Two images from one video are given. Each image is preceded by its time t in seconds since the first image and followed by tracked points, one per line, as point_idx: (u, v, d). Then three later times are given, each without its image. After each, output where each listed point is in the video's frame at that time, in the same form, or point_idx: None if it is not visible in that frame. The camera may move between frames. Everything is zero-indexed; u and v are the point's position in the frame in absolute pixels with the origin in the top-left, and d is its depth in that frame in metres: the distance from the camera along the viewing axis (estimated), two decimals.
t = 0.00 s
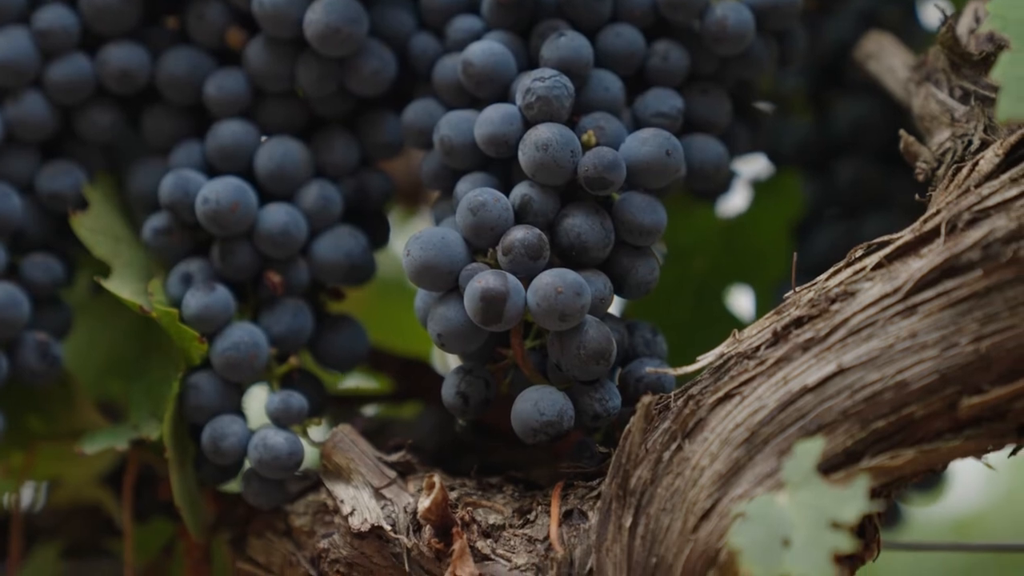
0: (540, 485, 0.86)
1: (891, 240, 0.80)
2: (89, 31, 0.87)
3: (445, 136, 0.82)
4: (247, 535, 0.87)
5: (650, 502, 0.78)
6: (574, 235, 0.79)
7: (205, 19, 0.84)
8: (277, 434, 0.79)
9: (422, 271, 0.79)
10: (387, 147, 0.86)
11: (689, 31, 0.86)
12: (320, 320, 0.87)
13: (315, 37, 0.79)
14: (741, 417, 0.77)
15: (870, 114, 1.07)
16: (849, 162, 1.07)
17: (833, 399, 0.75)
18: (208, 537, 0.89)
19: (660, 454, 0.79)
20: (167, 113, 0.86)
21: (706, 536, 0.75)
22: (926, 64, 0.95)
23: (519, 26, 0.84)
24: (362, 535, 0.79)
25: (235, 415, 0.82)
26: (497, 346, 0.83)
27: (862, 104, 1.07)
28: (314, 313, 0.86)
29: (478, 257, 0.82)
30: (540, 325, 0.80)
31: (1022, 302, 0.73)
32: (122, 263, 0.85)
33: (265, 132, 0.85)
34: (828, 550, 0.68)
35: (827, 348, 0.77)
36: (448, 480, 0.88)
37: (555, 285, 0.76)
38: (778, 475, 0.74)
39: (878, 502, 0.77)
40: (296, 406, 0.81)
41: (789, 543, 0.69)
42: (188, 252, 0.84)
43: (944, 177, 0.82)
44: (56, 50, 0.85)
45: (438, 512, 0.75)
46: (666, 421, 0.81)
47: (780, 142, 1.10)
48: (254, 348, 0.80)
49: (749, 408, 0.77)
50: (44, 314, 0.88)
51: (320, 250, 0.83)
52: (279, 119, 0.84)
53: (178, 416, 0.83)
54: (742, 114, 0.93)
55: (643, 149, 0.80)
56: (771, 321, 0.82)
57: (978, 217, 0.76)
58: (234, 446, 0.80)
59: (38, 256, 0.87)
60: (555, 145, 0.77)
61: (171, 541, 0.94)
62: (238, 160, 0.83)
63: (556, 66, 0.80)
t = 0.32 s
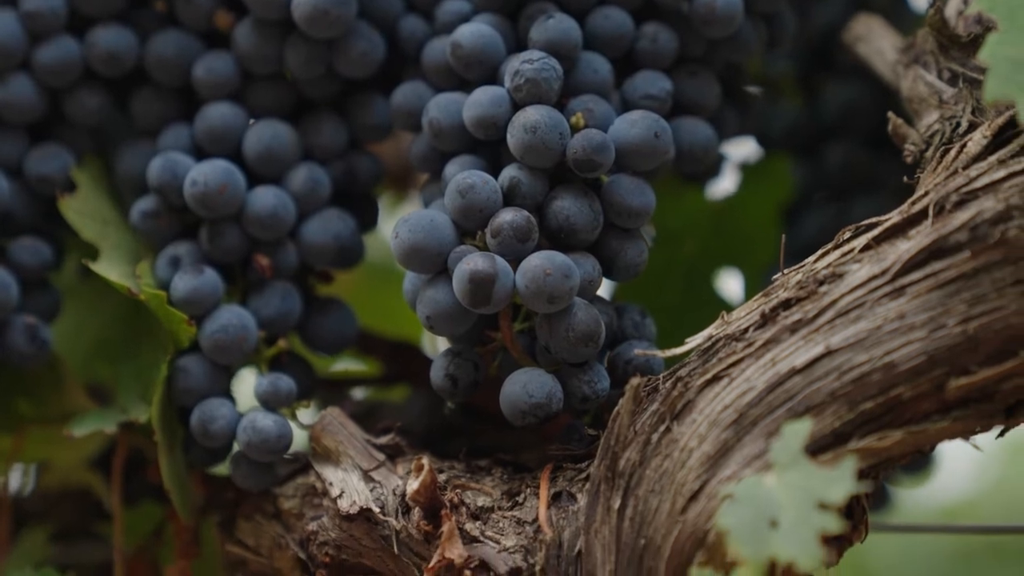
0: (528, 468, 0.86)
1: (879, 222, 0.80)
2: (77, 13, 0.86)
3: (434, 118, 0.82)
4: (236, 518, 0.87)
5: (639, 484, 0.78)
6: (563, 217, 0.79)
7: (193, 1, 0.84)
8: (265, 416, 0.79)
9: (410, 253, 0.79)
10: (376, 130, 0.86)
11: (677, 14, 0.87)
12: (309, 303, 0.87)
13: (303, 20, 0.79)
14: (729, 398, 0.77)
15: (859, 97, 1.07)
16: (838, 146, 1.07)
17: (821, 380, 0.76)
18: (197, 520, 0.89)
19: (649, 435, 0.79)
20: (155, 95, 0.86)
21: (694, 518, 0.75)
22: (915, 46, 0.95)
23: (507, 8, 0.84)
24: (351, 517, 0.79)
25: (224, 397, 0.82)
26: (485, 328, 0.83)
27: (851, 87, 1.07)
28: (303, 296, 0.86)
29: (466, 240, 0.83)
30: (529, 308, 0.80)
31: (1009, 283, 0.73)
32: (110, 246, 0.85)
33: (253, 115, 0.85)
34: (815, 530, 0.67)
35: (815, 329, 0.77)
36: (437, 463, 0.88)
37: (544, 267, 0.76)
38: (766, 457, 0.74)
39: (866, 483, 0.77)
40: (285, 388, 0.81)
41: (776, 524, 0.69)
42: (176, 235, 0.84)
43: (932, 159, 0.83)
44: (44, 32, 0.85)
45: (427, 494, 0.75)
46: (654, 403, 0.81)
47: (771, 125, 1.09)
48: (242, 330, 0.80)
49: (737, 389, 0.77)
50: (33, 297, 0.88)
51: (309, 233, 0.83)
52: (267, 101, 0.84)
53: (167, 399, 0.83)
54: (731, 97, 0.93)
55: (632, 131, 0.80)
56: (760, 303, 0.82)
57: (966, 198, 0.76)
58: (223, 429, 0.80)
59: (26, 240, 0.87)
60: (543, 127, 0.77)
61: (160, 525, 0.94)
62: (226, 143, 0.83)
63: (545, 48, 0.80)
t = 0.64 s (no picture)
0: (517, 450, 0.86)
1: (868, 204, 0.80)
2: None
3: (422, 100, 0.82)
4: (225, 501, 0.87)
5: (627, 466, 0.78)
6: (551, 199, 0.79)
7: None
8: (254, 399, 0.79)
9: (399, 236, 0.79)
10: (364, 112, 0.86)
11: None
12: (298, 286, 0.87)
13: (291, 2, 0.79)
14: (717, 380, 0.77)
15: (848, 80, 1.07)
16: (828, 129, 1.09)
17: (809, 362, 0.76)
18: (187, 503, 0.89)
19: (637, 417, 0.79)
20: (144, 78, 0.85)
21: (683, 500, 0.75)
22: (904, 28, 0.95)
23: None
24: (340, 499, 0.79)
25: (213, 380, 0.82)
26: (474, 311, 0.83)
27: (840, 71, 1.07)
28: (292, 279, 0.86)
29: (455, 223, 0.83)
30: (518, 290, 0.80)
31: (997, 264, 0.74)
32: (98, 229, 0.85)
33: (242, 98, 0.85)
34: (802, 511, 0.68)
35: (803, 311, 0.77)
36: (426, 445, 0.88)
37: (532, 249, 0.76)
38: (754, 438, 0.74)
39: (854, 464, 0.77)
40: (273, 371, 0.81)
41: (764, 506, 0.69)
42: (165, 218, 0.84)
43: (920, 141, 0.83)
44: (31, 15, 0.85)
45: (416, 476, 0.76)
46: (643, 385, 0.81)
47: (759, 108, 1.12)
48: (231, 314, 0.80)
49: (725, 371, 0.78)
50: (21, 279, 0.88)
51: (297, 215, 0.83)
52: (256, 84, 0.84)
53: (155, 382, 0.83)
54: (720, 80, 0.93)
55: (620, 114, 0.80)
56: (748, 285, 0.82)
57: (954, 179, 0.76)
58: (212, 412, 0.80)
59: (15, 222, 0.87)
60: (532, 110, 0.77)
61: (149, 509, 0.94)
62: (214, 125, 0.82)
63: (533, 30, 0.80)
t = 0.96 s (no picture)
0: (506, 433, 0.86)
1: (856, 185, 0.80)
2: None
3: (411, 82, 0.82)
4: (215, 483, 0.87)
5: (616, 447, 0.78)
6: (540, 180, 0.80)
7: None
8: (243, 381, 0.79)
9: (388, 218, 0.79)
10: (354, 94, 0.86)
11: None
12: (287, 268, 0.87)
13: None
14: (706, 361, 0.78)
15: (837, 63, 1.06)
16: (815, 113, 1.08)
17: (797, 343, 0.76)
18: (176, 486, 0.89)
19: (626, 399, 0.79)
20: (133, 60, 0.85)
21: (672, 480, 0.75)
22: (892, 10, 0.95)
23: None
24: (330, 481, 0.79)
25: (203, 362, 0.82)
26: (464, 293, 0.83)
27: (830, 54, 1.07)
28: (281, 261, 0.85)
29: (444, 205, 0.83)
30: (507, 272, 0.80)
31: (985, 245, 0.74)
32: (87, 212, 0.85)
33: (231, 80, 0.85)
34: (790, 491, 0.68)
35: (791, 293, 0.77)
36: (415, 427, 0.87)
37: (521, 231, 0.76)
38: (743, 419, 0.74)
39: (843, 445, 0.77)
40: (262, 353, 0.81)
41: (753, 486, 0.69)
42: (154, 200, 0.84)
43: (909, 122, 0.83)
44: None
45: (405, 458, 0.76)
46: (632, 366, 0.81)
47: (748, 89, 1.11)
48: (220, 296, 0.80)
49: (713, 352, 0.78)
50: (11, 262, 0.88)
51: (286, 197, 0.83)
52: (245, 66, 0.84)
53: (145, 364, 0.83)
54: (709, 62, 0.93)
55: (609, 95, 0.80)
56: (737, 267, 0.82)
57: (942, 161, 0.76)
58: (201, 394, 0.80)
59: (3, 205, 0.87)
60: (521, 91, 0.77)
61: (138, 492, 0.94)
62: (203, 107, 0.82)
63: (522, 11, 0.80)
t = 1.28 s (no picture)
0: (496, 414, 0.86)
1: (845, 166, 0.80)
2: None
3: (400, 64, 0.82)
4: (204, 465, 0.87)
5: (605, 428, 0.78)
6: (529, 162, 0.80)
7: None
8: (233, 362, 0.79)
9: (377, 199, 0.79)
10: (343, 76, 0.86)
11: None
12: (276, 250, 0.87)
13: None
14: (695, 341, 0.78)
15: (826, 45, 1.08)
16: (807, 94, 1.10)
17: (786, 323, 0.76)
18: (166, 467, 0.89)
19: (615, 379, 0.79)
20: (121, 42, 0.85)
21: (661, 461, 0.75)
22: None
23: None
24: (319, 462, 0.79)
25: (192, 344, 0.82)
26: (453, 274, 0.83)
27: (821, 38, 1.08)
28: (270, 243, 0.85)
29: (433, 186, 0.83)
30: (496, 253, 0.80)
31: (973, 226, 0.74)
32: (76, 193, 0.84)
33: (220, 62, 0.85)
34: (778, 471, 0.68)
35: (780, 273, 0.77)
36: (404, 408, 0.87)
37: (510, 212, 0.76)
38: (731, 399, 0.74)
39: (831, 425, 0.77)
40: (251, 335, 0.81)
41: (741, 465, 0.69)
42: (143, 181, 0.84)
43: (898, 103, 0.83)
44: None
45: (395, 439, 0.76)
46: (621, 347, 0.81)
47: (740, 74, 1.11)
48: (209, 278, 0.80)
49: (702, 333, 0.78)
50: None
51: (276, 179, 0.82)
52: (234, 48, 0.84)
53: (134, 346, 0.83)
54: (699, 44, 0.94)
55: (598, 77, 0.80)
56: (725, 248, 0.82)
57: (930, 141, 0.77)
58: (190, 375, 0.80)
59: None
60: (510, 72, 0.77)
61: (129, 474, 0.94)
62: (192, 89, 0.82)
63: None
